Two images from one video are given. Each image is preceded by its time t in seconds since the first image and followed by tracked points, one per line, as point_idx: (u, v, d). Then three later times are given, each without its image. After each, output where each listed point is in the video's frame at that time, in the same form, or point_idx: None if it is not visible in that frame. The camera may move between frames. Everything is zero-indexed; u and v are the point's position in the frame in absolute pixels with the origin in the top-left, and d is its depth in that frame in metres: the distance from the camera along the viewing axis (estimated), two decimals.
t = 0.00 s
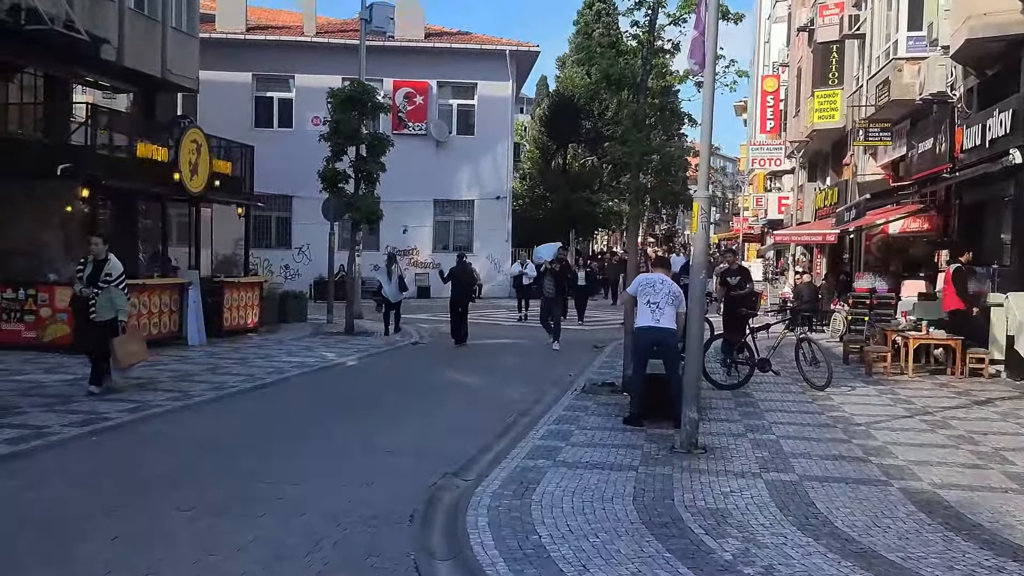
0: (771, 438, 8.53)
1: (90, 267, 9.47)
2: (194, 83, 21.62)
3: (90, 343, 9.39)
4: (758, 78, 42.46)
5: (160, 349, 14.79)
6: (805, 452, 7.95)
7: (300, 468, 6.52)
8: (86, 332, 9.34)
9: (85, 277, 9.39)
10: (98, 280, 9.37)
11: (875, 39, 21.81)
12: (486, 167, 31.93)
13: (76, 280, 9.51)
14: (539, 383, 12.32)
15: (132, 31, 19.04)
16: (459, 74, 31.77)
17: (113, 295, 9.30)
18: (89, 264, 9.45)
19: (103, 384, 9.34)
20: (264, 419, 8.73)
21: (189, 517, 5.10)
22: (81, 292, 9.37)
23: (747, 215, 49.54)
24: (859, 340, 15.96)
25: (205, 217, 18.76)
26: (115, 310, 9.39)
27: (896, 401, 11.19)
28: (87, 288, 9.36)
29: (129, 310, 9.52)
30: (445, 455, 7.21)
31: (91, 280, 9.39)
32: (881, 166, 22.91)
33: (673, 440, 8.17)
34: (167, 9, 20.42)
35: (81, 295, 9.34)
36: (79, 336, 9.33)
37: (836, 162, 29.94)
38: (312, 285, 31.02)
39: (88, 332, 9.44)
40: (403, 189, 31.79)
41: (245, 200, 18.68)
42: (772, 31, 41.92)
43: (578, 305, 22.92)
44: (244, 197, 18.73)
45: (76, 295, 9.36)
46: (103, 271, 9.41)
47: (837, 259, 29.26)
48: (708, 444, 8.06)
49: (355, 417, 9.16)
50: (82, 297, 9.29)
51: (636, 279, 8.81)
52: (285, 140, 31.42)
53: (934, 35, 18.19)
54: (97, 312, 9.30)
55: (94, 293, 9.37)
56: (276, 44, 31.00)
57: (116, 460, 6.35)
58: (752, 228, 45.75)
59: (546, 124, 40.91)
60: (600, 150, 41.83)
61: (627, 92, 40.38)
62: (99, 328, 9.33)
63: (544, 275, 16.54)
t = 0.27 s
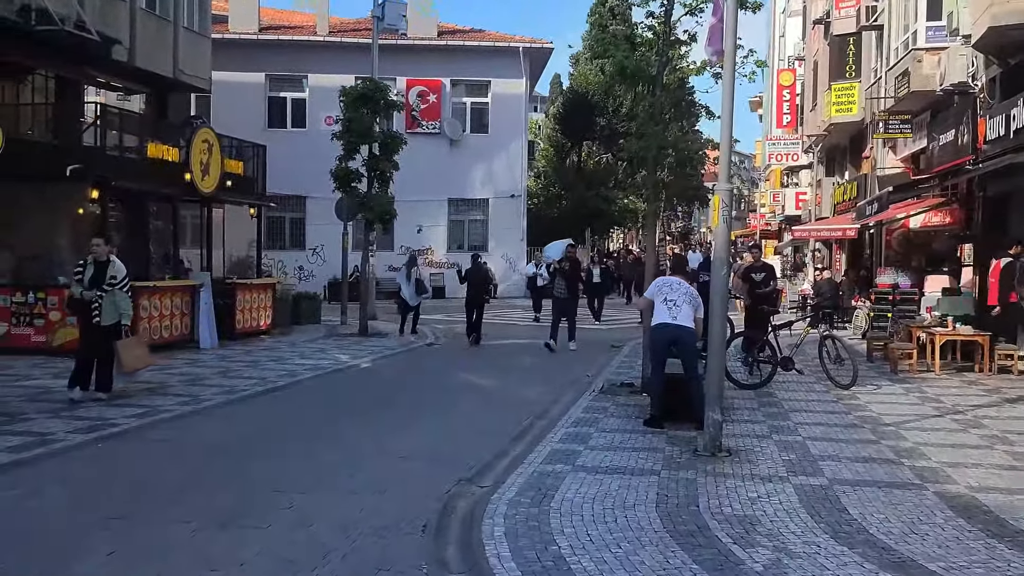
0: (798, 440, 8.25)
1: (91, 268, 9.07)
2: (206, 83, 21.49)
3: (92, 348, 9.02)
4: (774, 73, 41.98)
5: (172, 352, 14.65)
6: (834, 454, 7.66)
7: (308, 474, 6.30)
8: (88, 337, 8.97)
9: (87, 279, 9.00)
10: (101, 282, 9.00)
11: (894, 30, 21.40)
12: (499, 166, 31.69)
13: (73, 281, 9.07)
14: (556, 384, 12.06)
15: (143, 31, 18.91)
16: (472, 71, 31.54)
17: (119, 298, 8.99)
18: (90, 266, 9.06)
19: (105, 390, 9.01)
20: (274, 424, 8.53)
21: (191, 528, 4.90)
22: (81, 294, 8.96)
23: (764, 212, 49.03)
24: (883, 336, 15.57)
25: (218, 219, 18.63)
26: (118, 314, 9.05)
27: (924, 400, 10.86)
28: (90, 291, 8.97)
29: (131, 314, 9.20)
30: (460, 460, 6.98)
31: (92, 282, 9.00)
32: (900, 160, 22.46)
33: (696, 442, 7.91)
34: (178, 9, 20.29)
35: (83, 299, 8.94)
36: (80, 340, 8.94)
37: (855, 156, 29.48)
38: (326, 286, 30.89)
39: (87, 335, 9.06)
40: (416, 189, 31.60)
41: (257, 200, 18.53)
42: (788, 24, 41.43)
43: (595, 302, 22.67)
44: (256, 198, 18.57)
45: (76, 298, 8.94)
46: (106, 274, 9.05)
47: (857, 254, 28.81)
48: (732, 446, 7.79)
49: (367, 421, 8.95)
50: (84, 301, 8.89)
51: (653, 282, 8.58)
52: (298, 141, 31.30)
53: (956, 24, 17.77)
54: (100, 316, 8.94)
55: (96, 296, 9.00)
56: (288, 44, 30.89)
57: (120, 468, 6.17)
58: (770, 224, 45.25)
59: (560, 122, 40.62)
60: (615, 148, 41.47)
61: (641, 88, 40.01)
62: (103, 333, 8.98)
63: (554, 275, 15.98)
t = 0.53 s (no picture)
0: (832, 432, 7.99)
1: (96, 269, 8.66)
2: (223, 78, 21.42)
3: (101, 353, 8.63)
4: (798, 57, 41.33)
5: (193, 349, 14.60)
6: (871, 446, 7.39)
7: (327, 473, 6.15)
8: (97, 341, 8.57)
9: (95, 281, 8.58)
10: (109, 283, 8.61)
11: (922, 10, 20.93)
12: (520, 156, 31.43)
13: (77, 283, 8.64)
14: (580, 376, 11.86)
15: (159, 26, 18.84)
16: (491, 61, 31.28)
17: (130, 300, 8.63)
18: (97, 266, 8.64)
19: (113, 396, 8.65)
20: (295, 420, 8.40)
21: (204, 531, 4.74)
22: (88, 297, 8.55)
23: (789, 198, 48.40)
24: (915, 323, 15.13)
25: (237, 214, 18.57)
26: (127, 316, 8.68)
27: (961, 386, 10.53)
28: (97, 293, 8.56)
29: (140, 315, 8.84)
30: (483, 458, 6.79)
31: (99, 284, 8.60)
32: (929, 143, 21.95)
33: (727, 436, 7.68)
34: (193, 3, 20.20)
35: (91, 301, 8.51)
36: (89, 345, 8.55)
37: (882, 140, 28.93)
38: (349, 280, 30.79)
39: (94, 339, 8.67)
40: (437, 180, 31.43)
41: (275, 194, 18.42)
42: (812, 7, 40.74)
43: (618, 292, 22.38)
44: (274, 192, 18.47)
45: (83, 301, 8.52)
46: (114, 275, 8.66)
47: (885, 240, 28.29)
48: (765, 440, 7.54)
49: (389, 417, 8.80)
50: (93, 304, 8.48)
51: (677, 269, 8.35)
52: (317, 135, 31.21)
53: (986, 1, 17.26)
54: (110, 320, 8.56)
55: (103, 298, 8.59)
56: (306, 37, 30.79)
57: (134, 468, 6.04)
58: (795, 211, 44.63)
59: (581, 111, 40.28)
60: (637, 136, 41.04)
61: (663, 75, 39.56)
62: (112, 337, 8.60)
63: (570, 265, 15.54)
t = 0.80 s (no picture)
0: (867, 422, 7.70)
1: (102, 259, 8.36)
2: (239, 68, 21.28)
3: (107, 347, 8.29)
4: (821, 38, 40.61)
5: (211, 344, 14.54)
6: (908, 436, 7.09)
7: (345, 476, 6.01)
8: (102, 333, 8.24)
9: (99, 271, 8.27)
10: (114, 274, 8.28)
11: None
12: (538, 144, 31.11)
13: (82, 277, 8.34)
14: (602, 367, 11.63)
15: (174, 17, 18.70)
16: (508, 49, 30.95)
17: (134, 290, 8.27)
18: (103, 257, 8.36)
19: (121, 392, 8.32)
20: (311, 421, 8.26)
21: (215, 537, 4.60)
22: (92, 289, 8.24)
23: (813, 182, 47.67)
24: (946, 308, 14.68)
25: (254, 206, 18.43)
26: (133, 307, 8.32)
27: (998, 372, 10.17)
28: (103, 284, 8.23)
29: (147, 307, 8.50)
30: (503, 456, 6.61)
31: (105, 275, 8.29)
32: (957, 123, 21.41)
33: (757, 428, 7.43)
34: None
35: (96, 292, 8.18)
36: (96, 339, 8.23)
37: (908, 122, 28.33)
38: (368, 272, 30.69)
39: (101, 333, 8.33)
40: (455, 169, 31.19)
41: (291, 185, 18.30)
42: None
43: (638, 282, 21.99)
44: (290, 183, 18.34)
45: (88, 292, 8.22)
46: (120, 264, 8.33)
47: (912, 224, 27.78)
48: (797, 432, 7.28)
49: (408, 414, 8.63)
50: (97, 295, 8.15)
51: (704, 250, 7.99)
52: (335, 126, 31.06)
53: None
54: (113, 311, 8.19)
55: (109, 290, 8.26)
56: (322, 27, 30.61)
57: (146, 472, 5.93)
58: (819, 195, 44.00)
59: (600, 97, 39.84)
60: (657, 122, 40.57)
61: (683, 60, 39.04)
62: (118, 328, 8.24)
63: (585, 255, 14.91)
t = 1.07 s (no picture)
0: (885, 411, 7.45)
1: (87, 260, 7.94)
2: (236, 57, 21.00)
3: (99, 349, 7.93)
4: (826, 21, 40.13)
5: (210, 339, 14.40)
6: (929, 426, 6.83)
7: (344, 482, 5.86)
8: (95, 336, 7.86)
9: (89, 271, 7.86)
10: (104, 274, 7.90)
11: None
12: (541, 132, 30.77)
13: (65, 276, 7.86)
14: (608, 358, 11.41)
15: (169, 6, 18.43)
16: (509, 36, 30.59)
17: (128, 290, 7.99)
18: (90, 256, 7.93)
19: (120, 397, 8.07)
20: (310, 421, 8.07)
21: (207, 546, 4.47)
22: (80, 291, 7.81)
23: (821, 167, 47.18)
24: (957, 293, 14.25)
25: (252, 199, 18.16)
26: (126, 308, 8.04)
27: (1016, 357, 9.88)
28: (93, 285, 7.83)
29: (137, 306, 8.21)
30: (507, 455, 6.45)
31: (92, 275, 7.88)
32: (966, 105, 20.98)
33: (772, 420, 7.20)
34: None
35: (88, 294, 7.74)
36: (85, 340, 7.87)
37: (915, 105, 27.98)
38: (369, 263, 30.48)
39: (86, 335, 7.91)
40: (457, 159, 30.88)
41: (289, 176, 18.10)
42: None
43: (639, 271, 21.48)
44: (288, 174, 18.14)
45: (77, 295, 7.73)
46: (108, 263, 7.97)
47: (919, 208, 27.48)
48: (815, 423, 7.04)
49: (410, 410, 8.43)
50: (88, 297, 7.73)
51: (716, 236, 7.71)
52: (335, 116, 30.77)
53: None
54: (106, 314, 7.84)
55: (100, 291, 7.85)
56: (320, 16, 30.30)
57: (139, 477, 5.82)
58: (825, 180, 43.58)
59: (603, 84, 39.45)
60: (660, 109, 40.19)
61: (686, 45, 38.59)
62: (113, 330, 7.90)
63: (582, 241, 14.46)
